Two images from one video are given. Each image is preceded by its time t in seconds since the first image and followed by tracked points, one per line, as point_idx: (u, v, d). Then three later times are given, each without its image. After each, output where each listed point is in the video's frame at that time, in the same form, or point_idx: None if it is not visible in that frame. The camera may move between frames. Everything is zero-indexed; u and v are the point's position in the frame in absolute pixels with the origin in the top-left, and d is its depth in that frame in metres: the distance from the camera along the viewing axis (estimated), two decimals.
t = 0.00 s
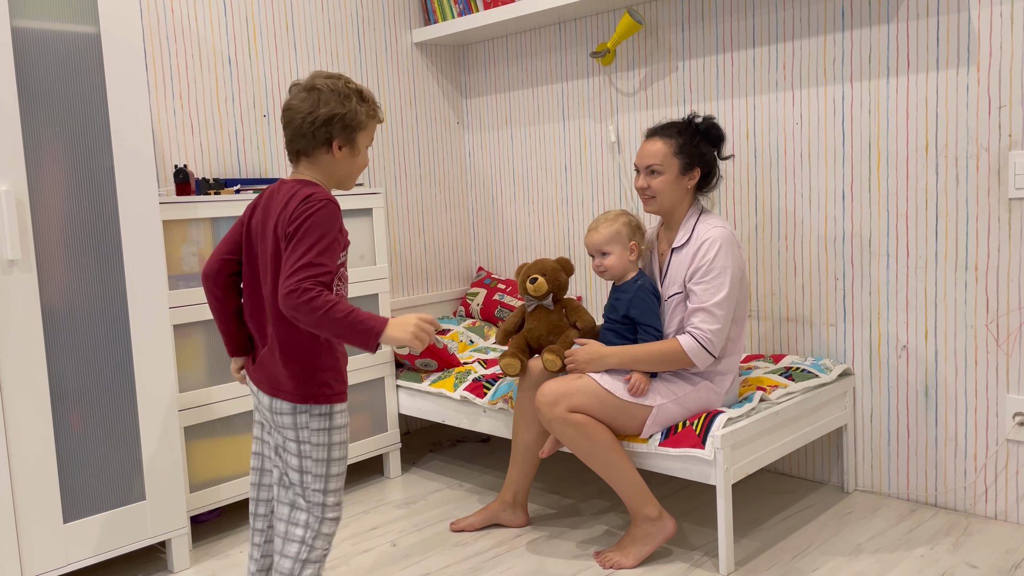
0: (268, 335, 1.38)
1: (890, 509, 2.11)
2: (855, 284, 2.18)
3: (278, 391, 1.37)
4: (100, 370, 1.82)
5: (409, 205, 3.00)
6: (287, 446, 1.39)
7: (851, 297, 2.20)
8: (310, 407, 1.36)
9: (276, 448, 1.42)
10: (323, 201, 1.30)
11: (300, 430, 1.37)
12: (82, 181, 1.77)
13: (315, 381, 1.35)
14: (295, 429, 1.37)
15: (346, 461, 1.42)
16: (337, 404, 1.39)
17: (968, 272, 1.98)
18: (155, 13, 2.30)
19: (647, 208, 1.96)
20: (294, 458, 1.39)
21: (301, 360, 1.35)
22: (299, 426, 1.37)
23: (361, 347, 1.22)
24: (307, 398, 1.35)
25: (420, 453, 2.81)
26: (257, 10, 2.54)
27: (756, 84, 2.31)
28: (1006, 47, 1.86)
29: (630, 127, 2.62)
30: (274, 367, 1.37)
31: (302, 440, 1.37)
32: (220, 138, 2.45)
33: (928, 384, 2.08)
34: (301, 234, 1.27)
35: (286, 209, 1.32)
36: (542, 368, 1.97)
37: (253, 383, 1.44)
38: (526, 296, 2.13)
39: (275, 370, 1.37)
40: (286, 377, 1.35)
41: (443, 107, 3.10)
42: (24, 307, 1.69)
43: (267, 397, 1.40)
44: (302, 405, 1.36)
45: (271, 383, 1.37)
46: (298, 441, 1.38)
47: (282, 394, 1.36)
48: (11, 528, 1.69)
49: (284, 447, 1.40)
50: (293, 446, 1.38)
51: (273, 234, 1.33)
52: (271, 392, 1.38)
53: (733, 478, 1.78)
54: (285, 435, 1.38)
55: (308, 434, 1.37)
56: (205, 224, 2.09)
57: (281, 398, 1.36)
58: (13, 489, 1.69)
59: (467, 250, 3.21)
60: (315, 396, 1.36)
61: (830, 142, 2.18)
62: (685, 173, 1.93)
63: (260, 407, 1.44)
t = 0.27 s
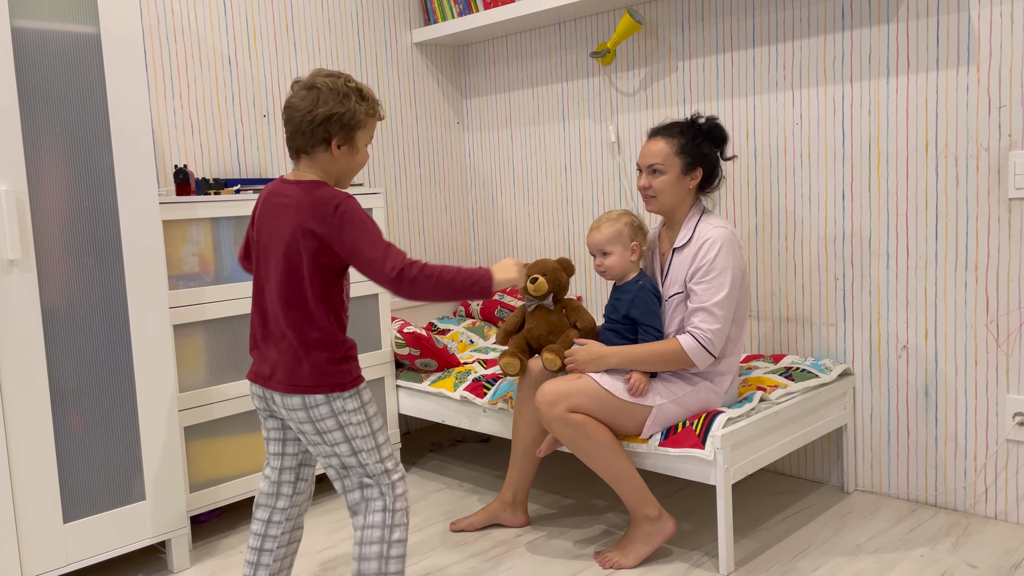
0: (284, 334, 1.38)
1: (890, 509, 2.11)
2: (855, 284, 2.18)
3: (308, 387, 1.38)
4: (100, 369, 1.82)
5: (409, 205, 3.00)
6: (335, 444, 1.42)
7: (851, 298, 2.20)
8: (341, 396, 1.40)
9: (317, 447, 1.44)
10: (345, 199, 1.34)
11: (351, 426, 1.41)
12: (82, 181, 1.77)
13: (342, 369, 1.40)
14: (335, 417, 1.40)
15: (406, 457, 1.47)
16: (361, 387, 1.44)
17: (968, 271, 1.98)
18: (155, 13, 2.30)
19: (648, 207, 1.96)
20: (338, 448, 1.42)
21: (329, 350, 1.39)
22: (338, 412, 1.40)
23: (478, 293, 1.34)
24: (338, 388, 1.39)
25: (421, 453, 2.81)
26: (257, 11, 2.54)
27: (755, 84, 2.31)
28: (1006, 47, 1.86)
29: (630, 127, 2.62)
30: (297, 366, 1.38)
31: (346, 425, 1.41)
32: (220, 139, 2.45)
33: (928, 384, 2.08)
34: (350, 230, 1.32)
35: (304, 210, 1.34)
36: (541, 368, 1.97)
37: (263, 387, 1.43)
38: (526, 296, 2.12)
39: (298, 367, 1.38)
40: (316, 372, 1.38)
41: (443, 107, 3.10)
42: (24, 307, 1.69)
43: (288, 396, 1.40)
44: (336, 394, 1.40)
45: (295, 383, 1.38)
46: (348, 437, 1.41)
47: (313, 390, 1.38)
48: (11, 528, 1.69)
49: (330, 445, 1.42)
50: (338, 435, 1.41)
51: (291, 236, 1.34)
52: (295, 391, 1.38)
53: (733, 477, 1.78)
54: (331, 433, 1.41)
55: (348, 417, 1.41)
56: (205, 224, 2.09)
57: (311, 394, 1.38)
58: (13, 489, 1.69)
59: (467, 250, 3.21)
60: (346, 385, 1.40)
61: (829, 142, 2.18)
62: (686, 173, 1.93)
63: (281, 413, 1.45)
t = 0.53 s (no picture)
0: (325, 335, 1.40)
1: (890, 509, 2.11)
2: (855, 284, 2.18)
3: (351, 388, 1.40)
4: (99, 369, 1.82)
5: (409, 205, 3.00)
6: (365, 454, 1.43)
7: (851, 298, 2.20)
8: (378, 397, 1.43)
9: (349, 456, 1.45)
10: (372, 185, 1.38)
11: (381, 435, 1.43)
12: (82, 181, 1.77)
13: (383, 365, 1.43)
14: (368, 423, 1.42)
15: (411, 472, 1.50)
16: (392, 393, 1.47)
17: (968, 271, 1.98)
18: (155, 13, 2.29)
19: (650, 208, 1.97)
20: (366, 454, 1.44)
21: (371, 347, 1.41)
22: (371, 418, 1.42)
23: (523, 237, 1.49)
24: (378, 385, 1.42)
25: (420, 454, 2.81)
26: (257, 11, 2.54)
27: (755, 84, 2.31)
28: (1006, 47, 1.86)
29: (630, 127, 2.62)
30: (336, 366, 1.40)
31: (376, 432, 1.43)
32: (220, 139, 2.45)
33: (928, 384, 2.08)
34: (391, 209, 1.37)
35: (337, 204, 1.36)
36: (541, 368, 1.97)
37: (302, 391, 1.45)
38: (526, 296, 2.12)
39: (340, 367, 1.40)
40: (355, 369, 1.40)
41: (443, 107, 3.10)
42: (24, 307, 1.69)
43: (326, 399, 1.41)
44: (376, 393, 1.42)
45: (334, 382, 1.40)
46: (377, 447, 1.43)
47: (353, 388, 1.40)
48: (11, 528, 1.69)
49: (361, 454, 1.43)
50: (368, 442, 1.43)
51: (327, 232, 1.37)
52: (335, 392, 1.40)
53: (733, 477, 1.78)
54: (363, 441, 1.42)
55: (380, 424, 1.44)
56: (205, 224, 2.09)
57: (352, 393, 1.41)
58: (13, 489, 1.69)
59: (467, 250, 3.21)
60: (386, 380, 1.43)
61: (830, 142, 2.18)
62: (689, 173, 1.93)
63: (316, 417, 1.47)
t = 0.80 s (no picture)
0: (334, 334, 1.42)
1: (890, 509, 2.11)
2: (855, 284, 2.18)
3: (366, 383, 1.42)
4: (99, 370, 1.82)
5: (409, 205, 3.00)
6: (381, 448, 1.45)
7: (851, 298, 2.20)
8: (391, 390, 1.45)
9: (364, 451, 1.47)
10: (359, 183, 1.37)
11: (397, 428, 1.45)
12: (82, 181, 1.77)
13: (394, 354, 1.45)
14: (384, 418, 1.44)
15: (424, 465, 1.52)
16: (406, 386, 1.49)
17: (968, 272, 1.98)
18: (155, 14, 2.30)
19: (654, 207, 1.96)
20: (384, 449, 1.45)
21: (380, 339, 1.42)
22: (388, 413, 1.44)
23: (515, 209, 1.48)
24: (391, 378, 1.44)
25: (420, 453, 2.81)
26: (257, 11, 2.54)
27: (755, 84, 2.31)
28: (1006, 47, 1.86)
29: (630, 127, 2.62)
30: (348, 364, 1.41)
31: (393, 426, 1.45)
32: (220, 139, 2.45)
33: (928, 384, 2.08)
34: (380, 205, 1.36)
35: (327, 208, 1.36)
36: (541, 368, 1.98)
37: (316, 392, 1.47)
38: (526, 296, 2.13)
39: (353, 364, 1.41)
40: (368, 365, 1.41)
41: (443, 107, 3.10)
42: (24, 307, 1.69)
43: (341, 397, 1.43)
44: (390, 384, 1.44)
45: (347, 380, 1.41)
46: (393, 441, 1.45)
47: (367, 384, 1.42)
48: (11, 528, 1.69)
49: (377, 449, 1.45)
50: (384, 437, 1.44)
51: (321, 236, 1.37)
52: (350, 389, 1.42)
53: (733, 477, 1.78)
54: (379, 435, 1.44)
55: (396, 419, 1.45)
56: (205, 224, 2.09)
57: (367, 389, 1.42)
58: (13, 489, 1.69)
59: (467, 250, 3.21)
60: (398, 372, 1.45)
61: (829, 142, 2.18)
62: (693, 172, 1.94)
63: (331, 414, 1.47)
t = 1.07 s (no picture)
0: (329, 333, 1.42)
1: (890, 509, 2.11)
2: (855, 284, 2.18)
3: (361, 381, 1.41)
4: (99, 369, 1.82)
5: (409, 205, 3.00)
6: (377, 447, 1.45)
7: (851, 297, 2.20)
8: (387, 388, 1.44)
9: (359, 450, 1.46)
10: (354, 183, 1.37)
11: (392, 427, 1.45)
12: (82, 181, 1.77)
13: (389, 353, 1.44)
14: (379, 416, 1.44)
15: (419, 464, 1.52)
16: (402, 385, 1.49)
17: (968, 272, 1.98)
18: (155, 13, 2.29)
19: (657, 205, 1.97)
20: (379, 449, 1.45)
21: (375, 338, 1.42)
22: (383, 412, 1.44)
23: (511, 203, 1.48)
24: (388, 376, 1.44)
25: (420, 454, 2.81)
26: (257, 11, 2.54)
27: (755, 84, 2.31)
28: (1006, 47, 1.86)
29: (630, 127, 2.62)
30: (344, 362, 1.41)
31: (387, 425, 1.45)
32: (220, 139, 2.45)
33: (928, 384, 2.08)
34: (374, 204, 1.36)
35: (322, 208, 1.36)
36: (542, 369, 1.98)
37: (313, 389, 1.46)
38: (527, 296, 2.13)
39: (347, 363, 1.41)
40: (364, 362, 1.41)
41: (443, 107, 3.10)
42: (24, 307, 1.69)
43: (338, 395, 1.43)
44: (384, 383, 1.43)
45: (343, 378, 1.41)
46: (388, 440, 1.45)
47: (364, 381, 1.41)
48: (11, 528, 1.69)
49: (372, 448, 1.44)
50: (379, 436, 1.44)
51: (317, 235, 1.37)
52: (345, 387, 1.41)
53: (733, 477, 1.78)
54: (374, 433, 1.44)
55: (391, 418, 1.45)
56: (205, 224, 2.09)
57: (363, 387, 1.42)
58: (13, 489, 1.69)
59: (467, 250, 3.21)
60: (394, 370, 1.44)
61: (829, 142, 2.18)
62: (699, 171, 1.95)
63: (325, 413, 1.47)
